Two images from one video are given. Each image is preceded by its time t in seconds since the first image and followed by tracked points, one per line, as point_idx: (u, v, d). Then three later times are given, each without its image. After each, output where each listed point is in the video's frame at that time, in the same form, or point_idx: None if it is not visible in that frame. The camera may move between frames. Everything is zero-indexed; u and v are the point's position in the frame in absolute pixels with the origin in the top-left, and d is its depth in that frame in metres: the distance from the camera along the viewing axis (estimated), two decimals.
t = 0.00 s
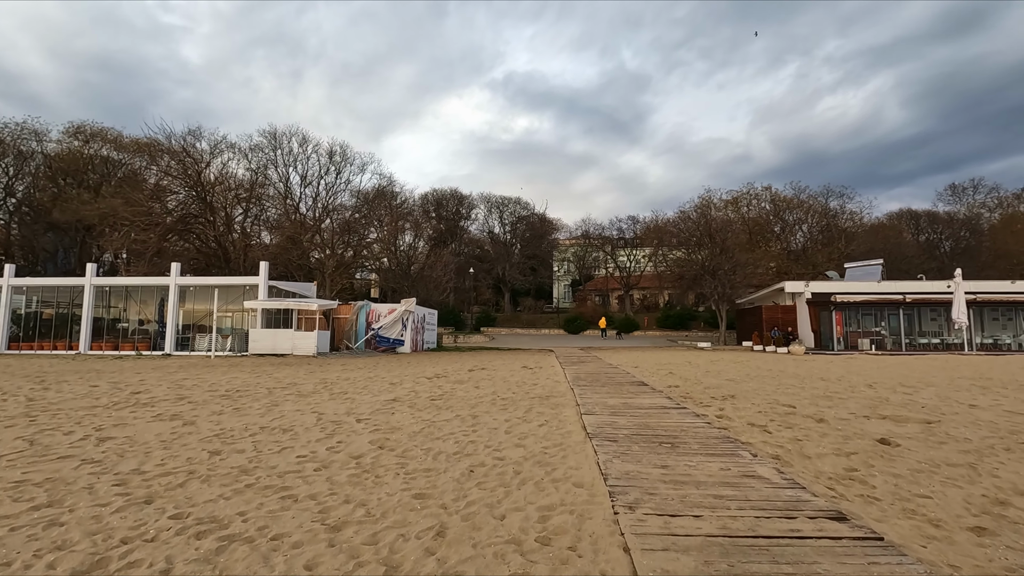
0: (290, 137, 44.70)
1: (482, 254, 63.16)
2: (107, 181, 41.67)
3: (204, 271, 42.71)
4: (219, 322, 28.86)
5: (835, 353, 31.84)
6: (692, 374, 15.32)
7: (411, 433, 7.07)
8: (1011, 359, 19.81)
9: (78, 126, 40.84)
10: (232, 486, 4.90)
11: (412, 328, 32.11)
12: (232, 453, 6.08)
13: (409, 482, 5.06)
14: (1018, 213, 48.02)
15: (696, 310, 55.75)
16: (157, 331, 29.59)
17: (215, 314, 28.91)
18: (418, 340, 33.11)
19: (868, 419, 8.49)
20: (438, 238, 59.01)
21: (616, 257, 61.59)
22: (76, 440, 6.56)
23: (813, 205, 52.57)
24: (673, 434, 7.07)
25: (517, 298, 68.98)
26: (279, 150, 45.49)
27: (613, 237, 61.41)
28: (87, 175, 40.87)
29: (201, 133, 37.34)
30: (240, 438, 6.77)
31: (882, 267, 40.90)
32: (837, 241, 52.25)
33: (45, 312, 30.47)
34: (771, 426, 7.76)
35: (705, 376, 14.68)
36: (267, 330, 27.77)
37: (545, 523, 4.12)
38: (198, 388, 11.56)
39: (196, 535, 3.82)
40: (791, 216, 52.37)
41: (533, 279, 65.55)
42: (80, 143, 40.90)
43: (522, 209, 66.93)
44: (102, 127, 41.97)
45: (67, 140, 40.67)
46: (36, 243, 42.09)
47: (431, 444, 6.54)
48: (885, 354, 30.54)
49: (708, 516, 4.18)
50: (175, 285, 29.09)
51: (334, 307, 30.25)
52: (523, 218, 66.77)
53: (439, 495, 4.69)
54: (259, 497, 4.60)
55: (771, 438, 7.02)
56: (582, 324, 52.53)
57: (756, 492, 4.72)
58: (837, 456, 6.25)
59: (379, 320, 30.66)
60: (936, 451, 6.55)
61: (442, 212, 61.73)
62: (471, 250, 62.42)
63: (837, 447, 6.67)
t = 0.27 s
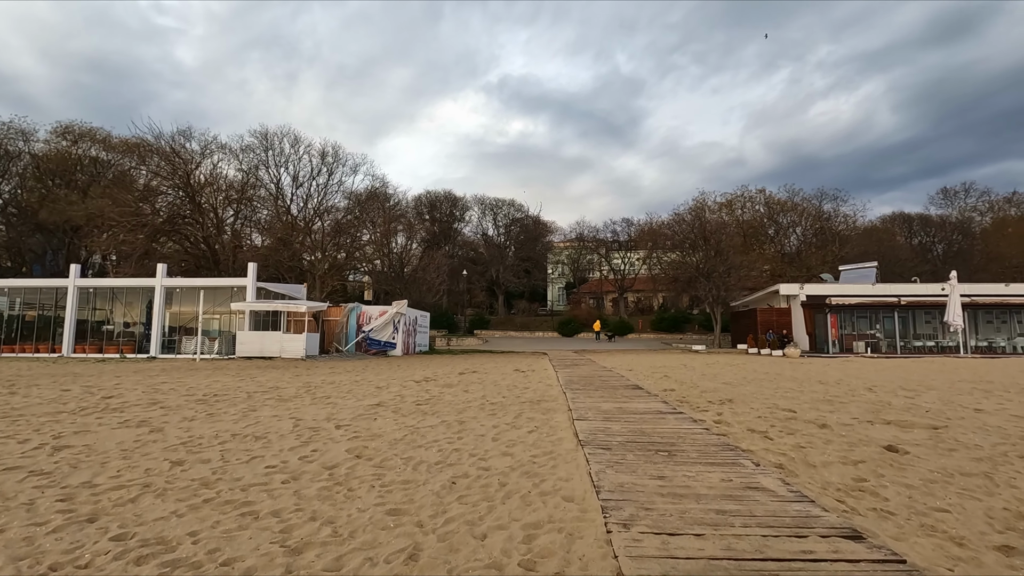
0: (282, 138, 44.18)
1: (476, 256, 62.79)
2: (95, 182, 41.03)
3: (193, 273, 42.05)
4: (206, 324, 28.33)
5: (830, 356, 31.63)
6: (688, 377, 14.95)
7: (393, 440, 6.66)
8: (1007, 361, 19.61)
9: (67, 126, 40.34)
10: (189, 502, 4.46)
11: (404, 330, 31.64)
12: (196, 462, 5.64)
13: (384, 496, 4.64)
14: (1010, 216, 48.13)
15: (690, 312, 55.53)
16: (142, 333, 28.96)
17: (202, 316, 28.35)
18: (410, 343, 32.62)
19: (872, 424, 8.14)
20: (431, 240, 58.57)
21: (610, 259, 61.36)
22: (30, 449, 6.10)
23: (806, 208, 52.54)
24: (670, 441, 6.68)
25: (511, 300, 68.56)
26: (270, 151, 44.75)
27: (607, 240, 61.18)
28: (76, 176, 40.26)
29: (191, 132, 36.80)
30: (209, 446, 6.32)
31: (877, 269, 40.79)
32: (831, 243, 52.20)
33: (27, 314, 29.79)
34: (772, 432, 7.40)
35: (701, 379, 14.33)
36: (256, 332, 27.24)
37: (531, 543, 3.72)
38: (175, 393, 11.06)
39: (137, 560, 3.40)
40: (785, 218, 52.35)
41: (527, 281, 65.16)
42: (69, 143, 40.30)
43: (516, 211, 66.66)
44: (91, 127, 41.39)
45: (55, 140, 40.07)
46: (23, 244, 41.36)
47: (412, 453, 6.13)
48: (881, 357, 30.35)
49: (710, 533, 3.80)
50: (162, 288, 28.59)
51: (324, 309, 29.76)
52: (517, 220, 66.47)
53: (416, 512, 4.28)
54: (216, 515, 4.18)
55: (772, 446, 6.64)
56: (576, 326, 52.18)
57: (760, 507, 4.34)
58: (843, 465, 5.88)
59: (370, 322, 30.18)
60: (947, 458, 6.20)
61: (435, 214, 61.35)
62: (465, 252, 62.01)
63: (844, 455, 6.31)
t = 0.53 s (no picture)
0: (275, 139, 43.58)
1: (471, 258, 62.42)
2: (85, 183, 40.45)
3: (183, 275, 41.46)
4: (195, 327, 27.83)
5: (826, 359, 31.39)
6: (685, 382, 14.62)
7: (374, 452, 6.28)
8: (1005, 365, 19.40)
9: (56, 127, 39.79)
10: (143, 527, 4.07)
11: (396, 333, 31.22)
12: (159, 479, 5.24)
13: (358, 519, 4.26)
14: (1004, 219, 48.17)
15: (686, 315, 55.30)
16: (129, 336, 28.42)
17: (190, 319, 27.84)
18: (402, 346, 32.20)
19: (877, 434, 7.81)
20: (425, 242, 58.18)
21: (605, 262, 61.13)
22: None
23: (801, 210, 52.50)
24: (668, 453, 6.32)
25: (506, 303, 68.18)
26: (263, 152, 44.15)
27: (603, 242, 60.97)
28: (65, 177, 39.68)
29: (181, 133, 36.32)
30: (175, 460, 5.91)
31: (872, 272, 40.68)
32: (826, 246, 52.14)
33: (11, 316, 29.17)
34: (774, 443, 7.06)
35: (698, 384, 13.99)
36: (245, 335, 26.76)
37: None
38: (151, 400, 10.63)
39: None
40: (780, 221, 52.30)
41: (522, 284, 64.78)
42: (58, 144, 39.76)
43: (511, 213, 66.39)
44: (81, 127, 40.87)
45: (44, 141, 39.53)
46: (10, 246, 40.68)
47: (394, 467, 5.75)
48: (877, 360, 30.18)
49: (714, 563, 3.45)
50: (148, 289, 27.97)
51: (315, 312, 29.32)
52: (512, 222, 66.18)
53: (391, 538, 3.89)
54: (169, 543, 3.79)
55: (775, 458, 6.30)
56: (571, 329, 51.86)
57: (767, 531, 3.99)
58: (852, 480, 5.54)
59: (362, 325, 29.75)
60: (959, 472, 5.87)
61: (430, 216, 60.99)
62: (459, 255, 61.64)
63: (850, 467, 5.98)
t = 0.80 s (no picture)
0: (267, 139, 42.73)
1: (466, 259, 62.05)
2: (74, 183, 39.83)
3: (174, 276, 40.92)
4: (183, 328, 27.33)
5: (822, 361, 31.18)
6: (682, 385, 14.29)
7: (356, 462, 5.92)
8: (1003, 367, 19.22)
9: (46, 126, 39.22)
10: (94, 551, 3.69)
11: (389, 335, 30.78)
12: (119, 495, 4.85)
13: (331, 541, 3.89)
14: (997, 221, 48.29)
15: (681, 317, 55.04)
16: (117, 338, 27.89)
17: (179, 321, 27.34)
18: (395, 349, 31.76)
19: (884, 440, 7.49)
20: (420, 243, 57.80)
21: (601, 263, 60.89)
22: None
23: (796, 212, 52.44)
24: (668, 463, 5.96)
25: (501, 304, 67.76)
26: (255, 152, 43.63)
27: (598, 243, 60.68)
28: (54, 177, 39.09)
29: (173, 133, 35.83)
30: (141, 472, 5.52)
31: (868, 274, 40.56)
32: (821, 248, 52.03)
33: None
34: (778, 451, 6.74)
35: (696, 388, 13.67)
36: (234, 337, 26.28)
37: None
38: (129, 405, 10.21)
39: None
40: (775, 222, 52.24)
41: (517, 286, 64.32)
42: (48, 143, 39.20)
43: (506, 214, 66.13)
44: (71, 127, 40.31)
45: (33, 140, 38.94)
46: None
47: (376, 479, 5.38)
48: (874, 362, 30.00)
49: None
50: (135, 290, 27.41)
51: (307, 314, 28.88)
52: (507, 224, 65.91)
53: (366, 562, 3.54)
54: (119, 569, 3.42)
55: (780, 468, 5.96)
56: (566, 331, 51.52)
57: (778, 553, 3.66)
58: (863, 493, 5.21)
59: (354, 327, 29.32)
60: (976, 483, 5.55)
61: (425, 218, 60.60)
62: (454, 256, 61.24)
63: (862, 479, 5.64)
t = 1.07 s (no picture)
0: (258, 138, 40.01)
1: (461, 260, 61.65)
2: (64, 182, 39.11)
3: (166, 276, 40.35)
4: (172, 330, 26.83)
5: (819, 363, 30.97)
6: (679, 389, 13.94)
7: (336, 476, 5.52)
8: (1003, 369, 19.00)
9: (35, 124, 38.59)
10: None
11: (382, 336, 30.34)
12: (72, 514, 4.42)
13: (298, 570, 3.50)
14: (993, 223, 48.30)
15: (677, 318, 54.78)
16: (104, 340, 27.34)
17: (167, 322, 26.83)
18: (388, 350, 31.32)
19: (894, 449, 7.15)
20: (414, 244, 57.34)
21: (597, 264, 60.57)
22: None
23: (793, 213, 52.30)
24: (669, 475, 5.59)
25: (496, 305, 67.34)
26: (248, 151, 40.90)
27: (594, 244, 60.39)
28: (44, 175, 38.42)
29: (165, 131, 35.22)
30: (101, 488, 5.10)
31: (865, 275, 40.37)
32: (817, 249, 51.91)
33: None
34: (784, 461, 6.38)
35: (693, 392, 13.33)
36: (224, 338, 25.79)
37: None
38: (104, 410, 9.75)
39: None
40: (772, 223, 52.08)
41: (512, 286, 63.86)
42: (37, 142, 38.55)
43: (501, 215, 65.79)
44: (62, 125, 39.63)
45: (22, 138, 38.28)
46: None
47: (355, 495, 4.98)
48: (871, 364, 29.79)
49: None
50: (123, 291, 26.88)
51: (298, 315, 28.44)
52: (502, 224, 65.54)
53: None
54: None
55: (788, 481, 5.60)
56: (562, 332, 51.16)
57: None
58: (878, 509, 4.85)
59: (346, 328, 28.87)
60: (997, 498, 5.21)
61: (420, 218, 60.15)
62: (449, 257, 60.81)
63: (875, 493, 5.29)
